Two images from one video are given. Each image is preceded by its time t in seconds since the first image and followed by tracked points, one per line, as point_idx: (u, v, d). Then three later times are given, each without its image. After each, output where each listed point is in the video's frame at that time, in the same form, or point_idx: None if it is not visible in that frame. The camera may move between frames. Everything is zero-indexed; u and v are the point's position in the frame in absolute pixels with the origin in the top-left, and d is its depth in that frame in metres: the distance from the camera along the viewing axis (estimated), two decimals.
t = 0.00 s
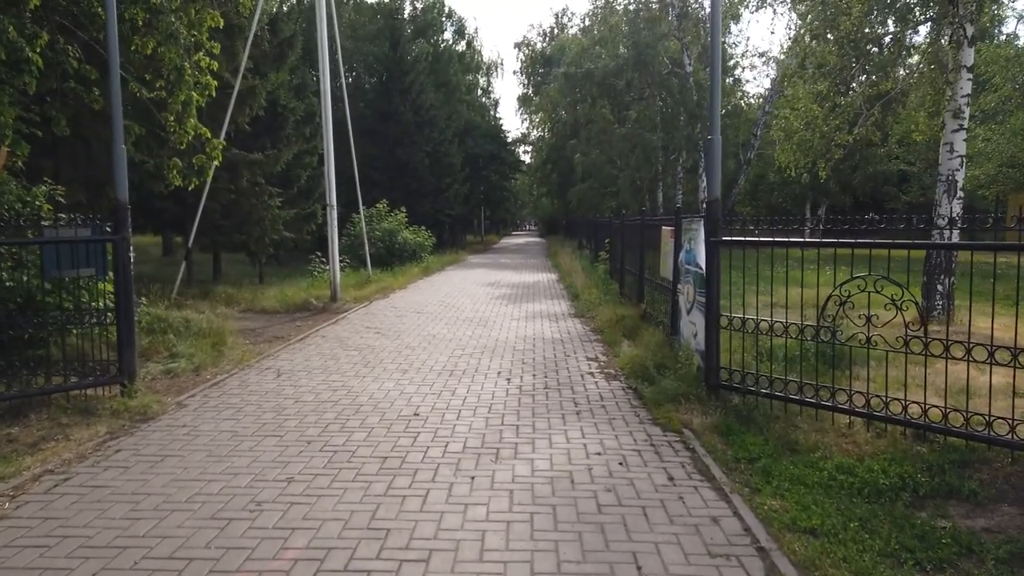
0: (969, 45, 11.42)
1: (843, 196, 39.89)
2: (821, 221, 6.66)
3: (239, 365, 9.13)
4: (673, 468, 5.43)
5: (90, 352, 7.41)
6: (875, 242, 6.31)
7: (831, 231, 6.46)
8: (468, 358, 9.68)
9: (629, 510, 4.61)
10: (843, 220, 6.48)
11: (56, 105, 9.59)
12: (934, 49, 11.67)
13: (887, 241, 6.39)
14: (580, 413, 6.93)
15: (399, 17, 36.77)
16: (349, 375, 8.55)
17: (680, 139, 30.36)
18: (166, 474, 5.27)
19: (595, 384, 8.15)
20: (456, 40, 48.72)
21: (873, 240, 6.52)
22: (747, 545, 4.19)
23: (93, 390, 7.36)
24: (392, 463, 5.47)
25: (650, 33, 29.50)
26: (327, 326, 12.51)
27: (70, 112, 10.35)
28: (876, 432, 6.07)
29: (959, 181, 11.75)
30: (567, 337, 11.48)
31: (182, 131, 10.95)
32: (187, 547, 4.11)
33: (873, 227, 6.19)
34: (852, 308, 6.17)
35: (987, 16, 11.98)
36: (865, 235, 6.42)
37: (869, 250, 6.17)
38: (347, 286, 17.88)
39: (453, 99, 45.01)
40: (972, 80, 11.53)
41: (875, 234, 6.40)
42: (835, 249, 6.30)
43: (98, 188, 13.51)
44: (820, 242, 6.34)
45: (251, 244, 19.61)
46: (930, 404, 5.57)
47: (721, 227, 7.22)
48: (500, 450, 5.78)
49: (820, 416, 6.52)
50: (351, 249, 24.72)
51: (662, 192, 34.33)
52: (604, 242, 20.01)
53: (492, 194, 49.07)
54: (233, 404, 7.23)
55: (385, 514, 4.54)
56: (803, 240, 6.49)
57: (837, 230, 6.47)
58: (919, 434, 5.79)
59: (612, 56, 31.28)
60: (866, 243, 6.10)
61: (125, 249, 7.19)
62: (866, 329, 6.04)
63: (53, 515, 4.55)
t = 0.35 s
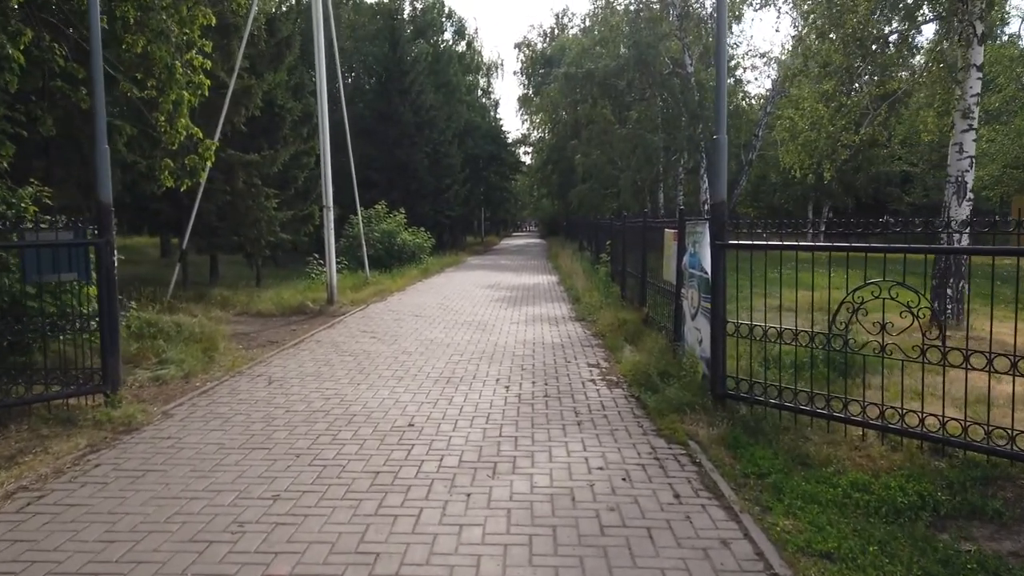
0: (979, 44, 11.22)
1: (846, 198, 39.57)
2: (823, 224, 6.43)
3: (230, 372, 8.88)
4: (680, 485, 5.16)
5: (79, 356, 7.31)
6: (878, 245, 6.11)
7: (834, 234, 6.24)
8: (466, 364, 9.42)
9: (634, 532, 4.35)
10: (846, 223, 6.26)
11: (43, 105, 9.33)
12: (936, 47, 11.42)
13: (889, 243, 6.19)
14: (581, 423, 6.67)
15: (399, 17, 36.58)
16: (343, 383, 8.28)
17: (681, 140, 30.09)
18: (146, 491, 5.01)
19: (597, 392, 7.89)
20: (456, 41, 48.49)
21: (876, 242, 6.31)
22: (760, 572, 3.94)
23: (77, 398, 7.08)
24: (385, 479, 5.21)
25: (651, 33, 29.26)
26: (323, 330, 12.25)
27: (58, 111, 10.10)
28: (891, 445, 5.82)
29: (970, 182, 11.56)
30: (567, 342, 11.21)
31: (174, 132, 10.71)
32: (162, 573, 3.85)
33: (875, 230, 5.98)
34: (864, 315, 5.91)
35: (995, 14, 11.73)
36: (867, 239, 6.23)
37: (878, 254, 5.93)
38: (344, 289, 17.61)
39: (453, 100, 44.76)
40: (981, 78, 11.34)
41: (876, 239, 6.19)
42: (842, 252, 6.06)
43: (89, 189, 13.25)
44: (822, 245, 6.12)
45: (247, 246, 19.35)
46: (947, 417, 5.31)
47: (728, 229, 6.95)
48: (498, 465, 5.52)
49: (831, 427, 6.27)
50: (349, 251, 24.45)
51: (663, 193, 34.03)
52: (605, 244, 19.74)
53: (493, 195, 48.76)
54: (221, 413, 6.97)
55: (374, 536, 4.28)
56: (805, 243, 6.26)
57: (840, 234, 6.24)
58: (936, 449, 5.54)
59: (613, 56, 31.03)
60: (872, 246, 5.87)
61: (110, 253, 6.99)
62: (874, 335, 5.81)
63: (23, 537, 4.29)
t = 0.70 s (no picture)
0: (992, 43, 10.98)
1: (850, 201, 39.29)
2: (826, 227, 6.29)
3: (223, 378, 8.61)
4: (691, 499, 4.90)
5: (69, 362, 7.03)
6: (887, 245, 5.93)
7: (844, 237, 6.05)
8: (466, 370, 9.15)
9: (645, 552, 4.08)
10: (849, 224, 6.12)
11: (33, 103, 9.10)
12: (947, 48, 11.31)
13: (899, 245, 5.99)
14: (586, 433, 6.39)
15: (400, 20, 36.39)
16: (338, 390, 8.01)
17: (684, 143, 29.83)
18: (127, 506, 4.75)
19: (601, 400, 7.61)
20: (457, 44, 48.30)
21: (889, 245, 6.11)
22: None
23: (65, 405, 6.82)
24: (380, 493, 4.95)
25: (654, 35, 29.02)
26: (321, 335, 11.99)
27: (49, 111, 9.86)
28: (911, 458, 5.55)
29: (982, 184, 11.41)
30: (570, 348, 10.93)
31: (169, 132, 10.45)
32: None
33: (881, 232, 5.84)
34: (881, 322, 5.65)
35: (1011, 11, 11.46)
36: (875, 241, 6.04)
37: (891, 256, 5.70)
38: (343, 293, 17.37)
39: (454, 103, 44.57)
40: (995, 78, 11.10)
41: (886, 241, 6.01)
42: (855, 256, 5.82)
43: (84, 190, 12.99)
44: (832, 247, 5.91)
45: (245, 249, 19.10)
46: (973, 430, 5.05)
47: (737, 231, 6.68)
48: (499, 477, 5.25)
49: (848, 438, 6.00)
50: (349, 254, 24.20)
51: (665, 197, 33.76)
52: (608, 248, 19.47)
53: (495, 199, 48.47)
54: (211, 422, 6.70)
55: (366, 556, 4.01)
56: (812, 246, 6.06)
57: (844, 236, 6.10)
58: (960, 462, 5.28)
59: (615, 58, 30.78)
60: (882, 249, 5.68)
61: (95, 256, 6.61)
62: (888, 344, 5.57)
63: None
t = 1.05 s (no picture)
0: (1006, 45, 10.92)
1: (852, 206, 39.07)
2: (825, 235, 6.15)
3: (214, 387, 8.33)
4: (704, 522, 4.62)
5: (51, 373, 6.75)
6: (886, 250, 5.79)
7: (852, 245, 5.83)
8: (464, 380, 8.86)
9: None
10: (849, 232, 5.97)
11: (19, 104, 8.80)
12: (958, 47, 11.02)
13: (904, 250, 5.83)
14: (591, 448, 6.09)
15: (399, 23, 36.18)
16: (332, 401, 7.72)
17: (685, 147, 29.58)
18: (103, 530, 4.45)
19: (605, 412, 7.32)
20: (457, 48, 48.11)
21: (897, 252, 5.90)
22: None
23: (47, 418, 6.54)
24: (373, 515, 4.66)
25: (655, 38, 28.76)
26: (316, 342, 11.70)
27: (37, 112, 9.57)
28: (934, 477, 5.28)
29: (995, 189, 11.45)
30: (572, 355, 10.63)
31: (161, 134, 10.16)
32: None
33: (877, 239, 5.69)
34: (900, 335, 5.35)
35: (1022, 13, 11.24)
36: (875, 249, 5.89)
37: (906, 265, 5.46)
38: (340, 298, 17.09)
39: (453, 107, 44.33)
40: (1008, 81, 11.09)
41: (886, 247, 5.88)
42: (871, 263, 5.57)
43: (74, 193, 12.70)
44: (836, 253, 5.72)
45: (241, 254, 18.83)
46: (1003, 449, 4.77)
47: (750, 238, 6.37)
48: (500, 498, 4.97)
49: (866, 455, 5.71)
50: (347, 258, 23.91)
51: (666, 201, 33.52)
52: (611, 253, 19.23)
53: (494, 203, 48.20)
54: (198, 436, 6.41)
55: None
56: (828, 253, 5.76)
57: (845, 243, 5.92)
58: (987, 483, 5.01)
59: (616, 61, 30.51)
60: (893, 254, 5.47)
61: (76, 262, 6.31)
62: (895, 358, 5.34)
63: None
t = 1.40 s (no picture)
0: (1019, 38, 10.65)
1: (854, 205, 38.82)
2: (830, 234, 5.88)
3: (203, 392, 8.05)
4: (716, 539, 4.34)
5: (27, 378, 6.47)
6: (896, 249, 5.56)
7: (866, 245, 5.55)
8: (462, 383, 8.57)
9: None
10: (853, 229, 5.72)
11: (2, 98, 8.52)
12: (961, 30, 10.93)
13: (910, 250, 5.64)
14: (594, 457, 5.81)
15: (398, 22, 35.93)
16: (325, 406, 7.44)
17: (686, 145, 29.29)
18: (73, 548, 4.17)
19: (608, 418, 7.04)
20: (456, 47, 47.90)
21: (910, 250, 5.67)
22: None
23: (24, 426, 6.25)
24: (363, 531, 4.38)
25: (656, 36, 28.53)
26: (310, 344, 11.42)
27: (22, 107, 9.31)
28: (957, 488, 5.02)
29: (1006, 187, 11.23)
30: (573, 358, 10.36)
31: (150, 130, 9.92)
32: None
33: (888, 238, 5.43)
34: (922, 339, 5.07)
35: None
36: (883, 246, 5.66)
37: (925, 264, 5.19)
38: (337, 298, 16.82)
39: (453, 106, 44.04)
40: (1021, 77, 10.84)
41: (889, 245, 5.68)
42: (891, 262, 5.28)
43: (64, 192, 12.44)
44: (855, 253, 5.43)
45: (237, 254, 18.54)
46: None
47: (761, 237, 6.07)
48: (499, 512, 4.68)
49: (884, 465, 5.44)
50: (345, 259, 23.63)
51: (667, 201, 33.21)
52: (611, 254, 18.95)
53: (494, 203, 47.90)
54: (182, 444, 6.13)
55: None
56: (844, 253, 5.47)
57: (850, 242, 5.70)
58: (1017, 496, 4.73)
59: (617, 59, 30.26)
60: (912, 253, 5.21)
61: (54, 263, 6.04)
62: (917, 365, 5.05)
63: None
